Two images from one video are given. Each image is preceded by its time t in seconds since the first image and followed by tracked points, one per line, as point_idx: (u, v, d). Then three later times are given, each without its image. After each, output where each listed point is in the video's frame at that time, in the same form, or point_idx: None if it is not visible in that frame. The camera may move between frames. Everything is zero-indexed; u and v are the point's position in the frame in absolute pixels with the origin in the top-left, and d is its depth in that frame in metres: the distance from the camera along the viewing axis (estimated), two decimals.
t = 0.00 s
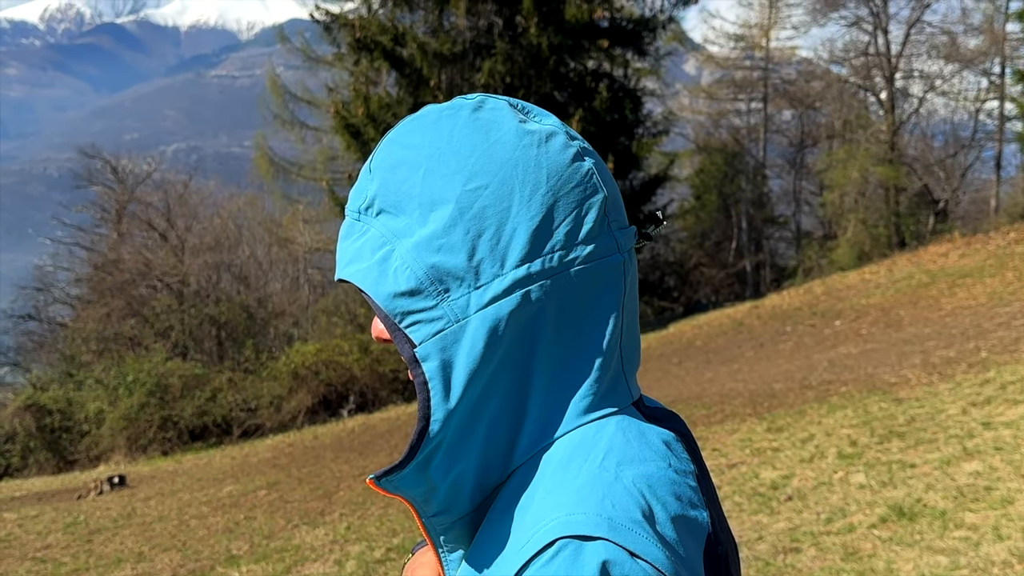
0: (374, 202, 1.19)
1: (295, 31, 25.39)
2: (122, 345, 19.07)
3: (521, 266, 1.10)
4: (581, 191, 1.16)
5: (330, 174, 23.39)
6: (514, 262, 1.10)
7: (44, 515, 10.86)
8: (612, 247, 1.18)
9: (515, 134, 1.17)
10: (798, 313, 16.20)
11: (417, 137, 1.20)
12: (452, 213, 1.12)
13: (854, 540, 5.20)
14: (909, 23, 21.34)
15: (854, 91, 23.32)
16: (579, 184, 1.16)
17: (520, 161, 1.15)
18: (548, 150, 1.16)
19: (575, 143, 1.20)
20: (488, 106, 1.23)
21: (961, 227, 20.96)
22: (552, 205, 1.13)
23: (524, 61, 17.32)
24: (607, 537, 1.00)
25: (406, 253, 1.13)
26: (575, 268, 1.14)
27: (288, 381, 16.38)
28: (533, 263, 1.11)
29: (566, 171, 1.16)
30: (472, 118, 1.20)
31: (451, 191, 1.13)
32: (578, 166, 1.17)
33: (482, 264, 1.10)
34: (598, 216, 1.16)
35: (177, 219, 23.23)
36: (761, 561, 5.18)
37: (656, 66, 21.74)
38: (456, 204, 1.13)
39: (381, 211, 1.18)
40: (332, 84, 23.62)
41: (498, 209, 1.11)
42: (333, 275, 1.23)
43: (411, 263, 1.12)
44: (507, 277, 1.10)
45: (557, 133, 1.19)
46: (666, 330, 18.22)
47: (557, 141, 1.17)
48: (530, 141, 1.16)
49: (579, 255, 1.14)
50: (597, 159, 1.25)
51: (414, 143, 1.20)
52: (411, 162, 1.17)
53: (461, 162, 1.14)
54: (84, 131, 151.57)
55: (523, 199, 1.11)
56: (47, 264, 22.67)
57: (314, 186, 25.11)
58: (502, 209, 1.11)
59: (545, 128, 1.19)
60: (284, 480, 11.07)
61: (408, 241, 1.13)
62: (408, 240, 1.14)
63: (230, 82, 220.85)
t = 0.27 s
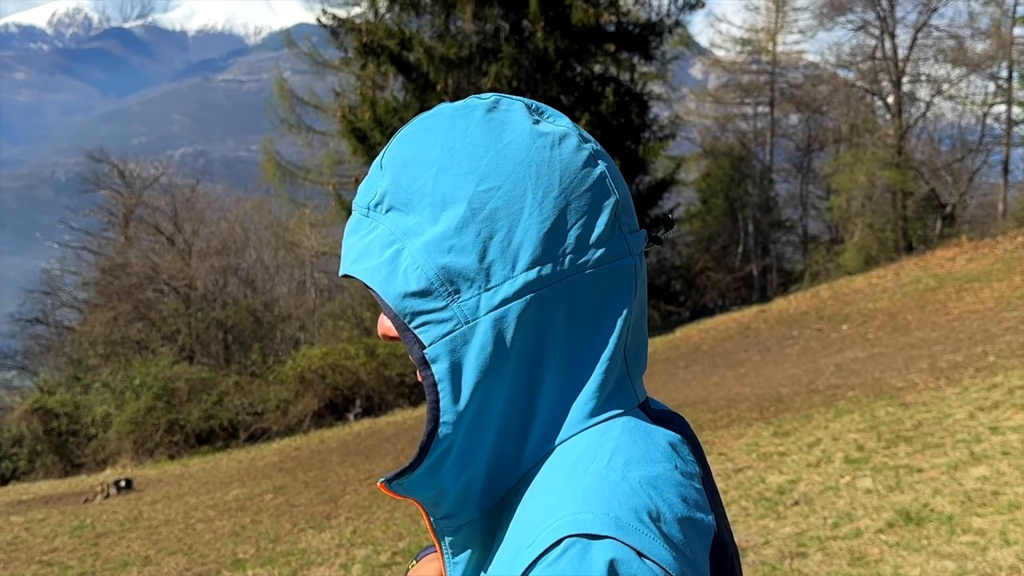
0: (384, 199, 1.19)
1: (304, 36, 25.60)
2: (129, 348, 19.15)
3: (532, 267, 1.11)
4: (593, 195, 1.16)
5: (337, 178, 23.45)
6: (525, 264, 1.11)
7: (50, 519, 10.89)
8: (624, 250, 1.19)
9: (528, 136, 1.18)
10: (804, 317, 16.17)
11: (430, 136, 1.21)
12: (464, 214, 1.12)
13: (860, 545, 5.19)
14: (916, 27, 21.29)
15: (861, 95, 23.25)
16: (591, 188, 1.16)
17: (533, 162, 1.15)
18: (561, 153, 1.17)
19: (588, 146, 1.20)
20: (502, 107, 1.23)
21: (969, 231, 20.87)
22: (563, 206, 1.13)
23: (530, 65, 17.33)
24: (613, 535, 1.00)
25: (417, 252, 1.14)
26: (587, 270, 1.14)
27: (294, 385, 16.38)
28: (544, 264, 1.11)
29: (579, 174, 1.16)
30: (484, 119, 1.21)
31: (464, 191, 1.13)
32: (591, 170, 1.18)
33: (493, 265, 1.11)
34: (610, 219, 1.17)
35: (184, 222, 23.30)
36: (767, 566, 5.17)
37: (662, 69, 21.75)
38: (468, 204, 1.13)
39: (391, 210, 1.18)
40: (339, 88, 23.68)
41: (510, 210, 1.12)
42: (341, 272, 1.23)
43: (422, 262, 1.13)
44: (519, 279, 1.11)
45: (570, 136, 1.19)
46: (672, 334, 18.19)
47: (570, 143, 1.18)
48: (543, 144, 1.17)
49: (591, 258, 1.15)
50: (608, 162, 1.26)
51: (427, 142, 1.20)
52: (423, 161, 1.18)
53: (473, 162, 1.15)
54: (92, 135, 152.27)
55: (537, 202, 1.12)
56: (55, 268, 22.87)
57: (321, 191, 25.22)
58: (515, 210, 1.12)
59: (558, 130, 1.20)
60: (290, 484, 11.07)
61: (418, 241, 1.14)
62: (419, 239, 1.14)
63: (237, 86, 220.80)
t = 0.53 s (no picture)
0: (395, 194, 1.20)
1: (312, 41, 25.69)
2: (138, 352, 19.28)
3: (540, 267, 1.11)
4: (603, 200, 1.17)
5: (346, 182, 23.51)
6: (534, 264, 1.11)
7: (59, 522, 10.95)
8: (633, 255, 1.19)
9: (541, 137, 1.19)
10: (813, 322, 16.13)
11: (444, 134, 1.21)
12: (474, 213, 1.13)
13: (869, 550, 5.17)
14: (925, 32, 21.22)
15: (870, 100, 23.18)
16: (601, 192, 1.17)
17: (545, 164, 1.16)
18: (574, 154, 1.17)
19: (602, 148, 1.20)
20: (517, 107, 1.24)
21: (978, 236, 20.77)
22: (573, 207, 1.14)
23: (538, 70, 17.35)
24: (613, 531, 1.00)
25: (426, 249, 1.14)
26: (595, 274, 1.15)
27: (302, 389, 16.41)
28: (552, 265, 1.12)
29: (592, 177, 1.17)
30: (499, 119, 1.21)
31: (475, 191, 1.14)
32: (602, 174, 1.18)
33: (503, 264, 1.11)
34: (620, 223, 1.18)
35: (193, 227, 23.40)
36: (774, 570, 5.15)
37: (670, 74, 21.74)
38: (478, 203, 1.14)
39: (401, 206, 1.19)
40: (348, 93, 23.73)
41: (520, 210, 1.13)
42: (350, 265, 1.23)
43: (432, 260, 1.13)
44: (526, 281, 1.11)
45: (583, 137, 1.20)
46: (680, 339, 18.16)
47: (582, 146, 1.18)
48: (555, 146, 1.18)
49: (601, 261, 1.15)
50: (621, 165, 1.26)
51: (441, 139, 1.21)
52: (436, 158, 1.19)
53: (485, 163, 1.16)
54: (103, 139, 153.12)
55: (547, 203, 1.12)
56: (64, 273, 23.25)
57: (328, 196, 25.06)
58: (525, 211, 1.13)
59: (572, 132, 1.21)
60: (298, 489, 11.09)
61: (428, 238, 1.14)
62: (429, 236, 1.14)
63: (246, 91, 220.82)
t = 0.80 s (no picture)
0: (401, 194, 1.21)
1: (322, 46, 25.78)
2: (148, 357, 19.41)
3: (543, 271, 1.12)
4: (606, 204, 1.18)
5: (355, 187, 23.56)
6: (537, 267, 1.12)
7: (69, 526, 10.99)
8: (636, 258, 1.20)
9: (546, 140, 1.20)
10: (822, 327, 16.07)
11: (450, 136, 1.22)
12: (479, 214, 1.13)
13: (878, 555, 5.14)
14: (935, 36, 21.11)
15: (880, 105, 23.08)
16: (605, 197, 1.18)
17: (550, 167, 1.17)
18: (579, 159, 1.18)
19: (607, 153, 1.21)
20: (521, 110, 1.25)
21: (989, 241, 20.65)
22: (577, 210, 1.15)
23: (547, 75, 17.37)
24: (615, 534, 1.01)
25: (430, 250, 1.15)
26: (598, 278, 1.16)
27: (311, 394, 16.42)
28: (556, 267, 1.13)
29: (596, 181, 1.18)
30: (503, 123, 1.22)
31: (480, 193, 1.15)
32: (607, 178, 1.19)
33: (507, 267, 1.12)
34: (624, 227, 1.19)
35: (203, 231, 23.50)
36: None
37: (679, 79, 21.73)
38: (483, 205, 1.15)
39: (407, 206, 1.20)
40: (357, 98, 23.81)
41: (525, 213, 1.13)
42: (354, 264, 1.24)
43: (435, 261, 1.14)
44: (529, 284, 1.12)
45: (588, 140, 1.21)
46: (689, 344, 18.12)
47: (588, 150, 1.19)
48: (560, 149, 1.19)
49: (603, 265, 1.16)
50: (626, 169, 1.27)
51: (447, 142, 1.22)
52: (442, 160, 1.20)
53: (490, 166, 1.16)
54: (115, 144, 154.01)
55: (550, 207, 1.13)
56: (75, 276, 23.48)
57: (337, 200, 25.19)
58: (528, 214, 1.13)
59: (578, 135, 1.21)
60: (307, 493, 11.11)
61: (432, 239, 1.15)
62: (434, 237, 1.15)
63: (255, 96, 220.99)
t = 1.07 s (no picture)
0: (399, 197, 1.21)
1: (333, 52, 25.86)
2: (158, 361, 19.61)
3: (540, 275, 1.12)
4: (603, 207, 1.18)
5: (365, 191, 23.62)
6: (535, 270, 1.12)
7: (79, 530, 11.05)
8: (634, 263, 1.21)
9: (543, 144, 1.20)
10: (833, 332, 16.01)
11: (448, 140, 1.23)
12: (477, 218, 1.14)
13: (888, 562, 5.10)
14: (946, 41, 21.00)
15: (891, 110, 22.97)
16: (603, 201, 1.18)
17: (548, 171, 1.17)
18: (578, 161, 1.19)
19: (605, 158, 1.22)
20: (518, 113, 1.26)
21: (1000, 246, 20.54)
22: (576, 215, 1.15)
23: (557, 80, 17.43)
24: (611, 535, 1.01)
25: (429, 252, 1.15)
26: (595, 282, 1.16)
27: (321, 398, 16.43)
28: (554, 272, 1.13)
29: (594, 185, 1.18)
30: (500, 127, 1.23)
31: (477, 196, 1.15)
32: (606, 182, 1.20)
33: (504, 270, 1.12)
34: (621, 232, 1.19)
35: (214, 236, 23.61)
36: None
37: (690, 84, 21.72)
38: (478, 212, 1.15)
39: (403, 207, 1.20)
40: (368, 103, 23.90)
41: (523, 215, 1.14)
42: (351, 265, 1.24)
43: (433, 264, 1.14)
44: (527, 286, 1.12)
45: (586, 145, 1.21)
46: (700, 349, 18.08)
47: (586, 154, 1.20)
48: (559, 153, 1.19)
49: (601, 269, 1.16)
50: (624, 173, 1.27)
51: (445, 145, 1.22)
52: (440, 164, 1.20)
53: (488, 169, 1.17)
54: (127, 150, 154.97)
55: (549, 211, 1.14)
56: (87, 282, 23.72)
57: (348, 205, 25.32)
58: (526, 217, 1.14)
59: (576, 140, 1.22)
60: (316, 497, 11.12)
61: (430, 241, 1.15)
62: (431, 240, 1.15)
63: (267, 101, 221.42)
